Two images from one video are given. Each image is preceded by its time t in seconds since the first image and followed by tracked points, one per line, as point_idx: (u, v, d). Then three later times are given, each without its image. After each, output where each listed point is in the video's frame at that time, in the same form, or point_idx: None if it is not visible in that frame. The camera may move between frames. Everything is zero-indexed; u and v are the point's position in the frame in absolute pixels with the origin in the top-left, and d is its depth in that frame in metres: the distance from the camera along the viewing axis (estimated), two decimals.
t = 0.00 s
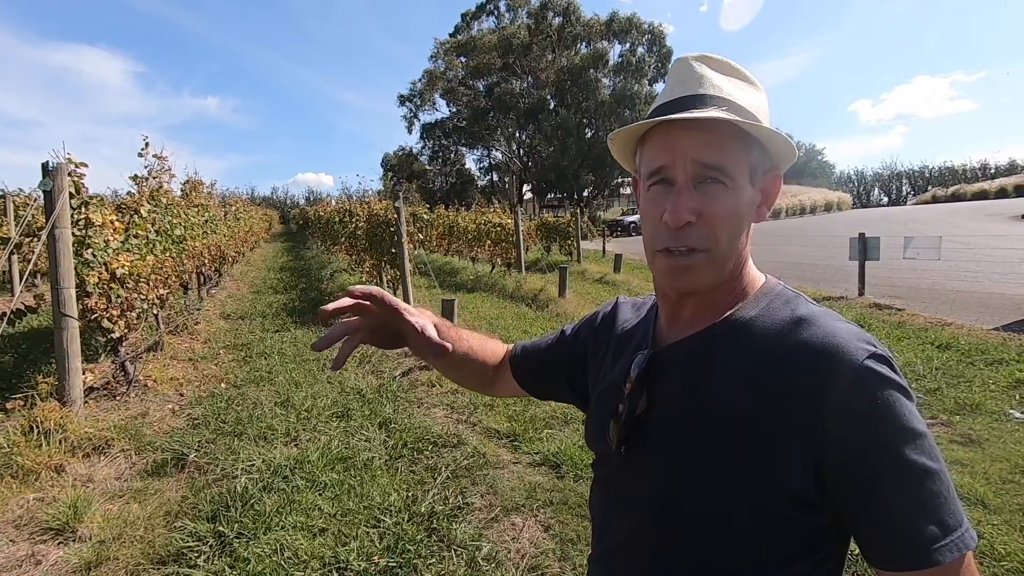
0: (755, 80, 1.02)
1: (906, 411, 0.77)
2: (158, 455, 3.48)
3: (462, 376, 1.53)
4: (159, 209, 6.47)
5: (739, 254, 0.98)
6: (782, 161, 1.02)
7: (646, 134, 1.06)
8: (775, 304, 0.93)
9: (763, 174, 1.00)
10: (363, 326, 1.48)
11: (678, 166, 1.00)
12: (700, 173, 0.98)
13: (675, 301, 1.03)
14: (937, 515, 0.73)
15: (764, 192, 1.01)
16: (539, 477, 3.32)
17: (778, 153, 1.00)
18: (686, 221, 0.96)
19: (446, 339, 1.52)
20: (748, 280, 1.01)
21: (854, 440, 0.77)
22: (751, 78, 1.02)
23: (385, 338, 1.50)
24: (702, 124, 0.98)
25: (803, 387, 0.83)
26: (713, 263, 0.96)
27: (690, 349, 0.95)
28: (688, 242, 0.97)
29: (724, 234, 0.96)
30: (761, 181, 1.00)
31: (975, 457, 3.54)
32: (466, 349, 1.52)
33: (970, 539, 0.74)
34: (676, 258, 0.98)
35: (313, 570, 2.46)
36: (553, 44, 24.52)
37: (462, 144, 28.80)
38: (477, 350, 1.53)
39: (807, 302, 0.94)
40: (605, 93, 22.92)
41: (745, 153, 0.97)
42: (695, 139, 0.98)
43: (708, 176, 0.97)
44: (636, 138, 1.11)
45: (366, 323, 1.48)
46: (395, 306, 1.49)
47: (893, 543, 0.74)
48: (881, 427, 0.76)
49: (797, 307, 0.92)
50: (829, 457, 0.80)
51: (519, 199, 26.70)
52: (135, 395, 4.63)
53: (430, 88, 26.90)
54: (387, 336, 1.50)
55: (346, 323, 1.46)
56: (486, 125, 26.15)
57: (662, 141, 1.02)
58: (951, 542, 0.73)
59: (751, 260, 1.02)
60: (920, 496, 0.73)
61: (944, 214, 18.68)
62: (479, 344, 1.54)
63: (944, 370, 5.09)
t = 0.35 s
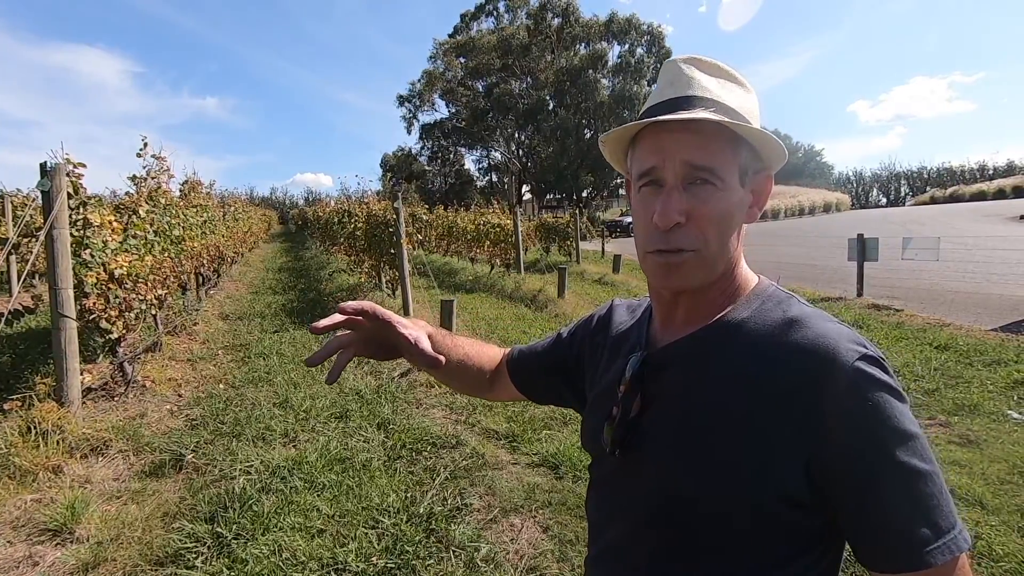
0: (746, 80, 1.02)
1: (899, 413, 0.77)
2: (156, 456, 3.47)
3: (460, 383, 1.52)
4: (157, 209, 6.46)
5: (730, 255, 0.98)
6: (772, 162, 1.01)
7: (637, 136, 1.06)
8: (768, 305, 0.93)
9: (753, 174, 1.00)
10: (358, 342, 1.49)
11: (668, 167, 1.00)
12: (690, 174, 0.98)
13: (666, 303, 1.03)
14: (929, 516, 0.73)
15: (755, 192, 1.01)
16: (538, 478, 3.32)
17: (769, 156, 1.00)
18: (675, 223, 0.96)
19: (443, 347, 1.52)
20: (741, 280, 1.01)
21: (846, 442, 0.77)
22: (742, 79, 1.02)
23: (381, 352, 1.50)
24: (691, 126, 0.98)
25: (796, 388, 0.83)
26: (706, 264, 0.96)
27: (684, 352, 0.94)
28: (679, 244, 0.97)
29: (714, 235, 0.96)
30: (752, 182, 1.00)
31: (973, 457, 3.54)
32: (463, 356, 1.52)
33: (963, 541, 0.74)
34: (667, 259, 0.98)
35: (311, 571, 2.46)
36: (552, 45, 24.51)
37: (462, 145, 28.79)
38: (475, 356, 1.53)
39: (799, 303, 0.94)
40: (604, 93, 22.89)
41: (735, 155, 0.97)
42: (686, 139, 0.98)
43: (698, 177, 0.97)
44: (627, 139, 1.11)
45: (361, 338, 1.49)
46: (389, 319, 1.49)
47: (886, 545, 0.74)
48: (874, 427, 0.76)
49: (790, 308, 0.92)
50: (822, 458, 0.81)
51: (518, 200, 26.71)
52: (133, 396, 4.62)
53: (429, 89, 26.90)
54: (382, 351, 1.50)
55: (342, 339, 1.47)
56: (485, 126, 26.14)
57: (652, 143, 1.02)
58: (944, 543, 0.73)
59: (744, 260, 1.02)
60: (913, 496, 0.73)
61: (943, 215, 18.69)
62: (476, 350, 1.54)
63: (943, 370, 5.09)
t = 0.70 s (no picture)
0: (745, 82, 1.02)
1: (900, 418, 0.77)
2: (158, 456, 3.47)
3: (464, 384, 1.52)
4: (159, 210, 6.47)
5: (730, 258, 0.98)
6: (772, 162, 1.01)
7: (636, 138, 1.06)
8: (770, 308, 0.93)
9: (753, 176, 1.00)
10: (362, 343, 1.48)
11: (665, 171, 1.00)
12: (687, 178, 0.98)
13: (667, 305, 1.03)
14: (933, 523, 0.72)
15: (756, 194, 1.01)
16: (539, 479, 3.32)
17: (769, 159, 1.00)
18: (672, 226, 0.96)
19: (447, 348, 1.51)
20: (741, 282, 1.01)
21: (847, 447, 0.77)
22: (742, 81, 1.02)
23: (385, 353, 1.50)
24: (688, 129, 0.98)
25: (796, 392, 0.83)
26: (704, 267, 0.96)
27: (684, 355, 0.94)
28: (678, 247, 0.96)
29: (713, 238, 0.96)
30: (752, 184, 1.00)
31: (975, 459, 3.54)
32: (468, 356, 1.51)
33: (968, 549, 0.73)
34: (666, 262, 0.98)
35: (313, 572, 2.46)
36: (553, 45, 24.52)
37: (463, 145, 28.81)
38: (479, 357, 1.52)
39: (802, 306, 0.94)
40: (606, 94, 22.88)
41: (734, 157, 0.97)
42: (682, 142, 0.98)
43: (697, 179, 0.97)
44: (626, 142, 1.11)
45: (364, 339, 1.49)
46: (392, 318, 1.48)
47: (888, 551, 0.74)
48: (876, 432, 0.75)
49: (792, 311, 0.92)
50: (823, 461, 0.80)
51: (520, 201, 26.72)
52: (134, 396, 4.63)
53: (430, 90, 26.93)
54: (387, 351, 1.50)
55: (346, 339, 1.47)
56: (486, 127, 26.15)
57: (649, 146, 1.02)
58: (947, 552, 0.72)
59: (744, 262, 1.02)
60: (916, 501, 0.73)
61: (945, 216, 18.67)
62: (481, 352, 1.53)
63: (945, 372, 5.09)
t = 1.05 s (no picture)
0: (725, 84, 0.97)
1: (904, 432, 0.78)
2: (159, 457, 3.48)
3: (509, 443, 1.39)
4: (161, 211, 6.49)
5: (675, 266, 0.98)
6: (740, 171, 0.95)
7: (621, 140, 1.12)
8: (773, 317, 0.93)
9: (709, 186, 0.96)
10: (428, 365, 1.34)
11: (617, 184, 1.06)
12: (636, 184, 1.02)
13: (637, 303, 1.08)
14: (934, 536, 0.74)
15: (720, 205, 0.96)
16: (540, 480, 3.32)
17: (728, 164, 0.95)
18: (616, 230, 1.03)
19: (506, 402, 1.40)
20: (713, 290, 0.99)
21: (852, 458, 0.78)
22: (722, 82, 0.97)
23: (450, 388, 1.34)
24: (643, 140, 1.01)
25: (801, 402, 0.83)
26: (644, 272, 1.00)
27: (687, 360, 0.95)
28: (620, 250, 1.03)
29: (650, 245, 0.99)
30: (710, 192, 0.96)
31: (977, 461, 3.53)
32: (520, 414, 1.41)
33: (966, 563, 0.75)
34: (617, 262, 1.06)
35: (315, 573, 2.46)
36: (554, 47, 24.52)
37: (464, 147, 28.83)
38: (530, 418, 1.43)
39: (808, 317, 0.94)
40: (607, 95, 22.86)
41: (672, 167, 0.97)
42: (624, 157, 1.04)
43: (642, 187, 1.00)
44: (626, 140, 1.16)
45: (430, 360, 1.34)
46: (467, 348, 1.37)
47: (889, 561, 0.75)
48: (876, 441, 0.77)
49: (795, 321, 0.92)
50: (826, 471, 0.81)
51: (521, 202, 26.73)
52: (136, 398, 4.63)
53: (431, 91, 26.97)
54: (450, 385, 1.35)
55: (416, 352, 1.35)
56: (488, 128, 26.17)
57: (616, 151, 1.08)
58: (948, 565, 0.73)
59: (713, 270, 0.98)
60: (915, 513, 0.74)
61: (946, 218, 18.66)
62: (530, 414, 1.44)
63: (947, 374, 5.08)
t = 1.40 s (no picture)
0: (732, 81, 0.97)
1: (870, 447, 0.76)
2: (161, 458, 3.48)
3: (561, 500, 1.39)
4: (163, 212, 6.50)
5: (677, 260, 0.98)
6: (744, 166, 0.95)
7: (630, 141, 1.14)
8: (770, 321, 0.93)
9: (712, 180, 0.96)
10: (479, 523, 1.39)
11: (621, 181, 1.08)
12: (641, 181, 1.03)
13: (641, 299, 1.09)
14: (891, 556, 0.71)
15: (724, 199, 0.96)
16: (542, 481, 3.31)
17: (733, 159, 0.95)
18: (621, 224, 1.04)
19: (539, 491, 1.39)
20: (716, 287, 1.00)
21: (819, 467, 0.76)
22: (728, 79, 0.98)
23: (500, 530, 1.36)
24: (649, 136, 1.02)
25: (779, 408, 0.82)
26: (646, 265, 1.00)
27: (682, 361, 0.96)
28: (625, 244, 1.04)
29: (652, 238, 0.99)
30: (713, 187, 0.96)
31: (979, 462, 3.52)
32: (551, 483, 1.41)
33: None
34: (623, 257, 1.06)
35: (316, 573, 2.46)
36: (554, 48, 24.57)
37: (465, 148, 28.88)
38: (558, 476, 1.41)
39: (808, 320, 0.93)
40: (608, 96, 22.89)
41: (674, 161, 0.98)
42: (631, 153, 1.05)
43: (646, 182, 1.01)
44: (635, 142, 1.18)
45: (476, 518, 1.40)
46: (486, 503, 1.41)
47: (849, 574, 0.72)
48: (825, 441, 0.75)
49: (790, 330, 0.91)
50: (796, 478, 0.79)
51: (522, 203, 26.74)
52: (138, 398, 4.64)
53: (432, 92, 26.99)
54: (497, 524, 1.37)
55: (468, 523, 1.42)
56: (488, 129, 26.21)
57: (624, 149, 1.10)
58: None
59: (715, 266, 0.98)
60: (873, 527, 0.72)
61: (947, 219, 18.64)
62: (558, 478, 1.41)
63: (948, 375, 5.08)
